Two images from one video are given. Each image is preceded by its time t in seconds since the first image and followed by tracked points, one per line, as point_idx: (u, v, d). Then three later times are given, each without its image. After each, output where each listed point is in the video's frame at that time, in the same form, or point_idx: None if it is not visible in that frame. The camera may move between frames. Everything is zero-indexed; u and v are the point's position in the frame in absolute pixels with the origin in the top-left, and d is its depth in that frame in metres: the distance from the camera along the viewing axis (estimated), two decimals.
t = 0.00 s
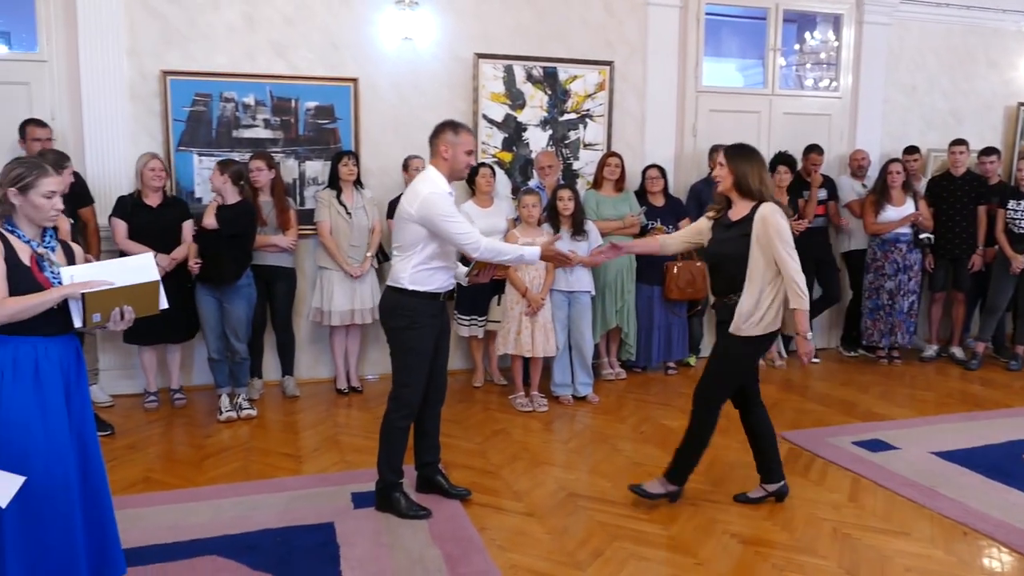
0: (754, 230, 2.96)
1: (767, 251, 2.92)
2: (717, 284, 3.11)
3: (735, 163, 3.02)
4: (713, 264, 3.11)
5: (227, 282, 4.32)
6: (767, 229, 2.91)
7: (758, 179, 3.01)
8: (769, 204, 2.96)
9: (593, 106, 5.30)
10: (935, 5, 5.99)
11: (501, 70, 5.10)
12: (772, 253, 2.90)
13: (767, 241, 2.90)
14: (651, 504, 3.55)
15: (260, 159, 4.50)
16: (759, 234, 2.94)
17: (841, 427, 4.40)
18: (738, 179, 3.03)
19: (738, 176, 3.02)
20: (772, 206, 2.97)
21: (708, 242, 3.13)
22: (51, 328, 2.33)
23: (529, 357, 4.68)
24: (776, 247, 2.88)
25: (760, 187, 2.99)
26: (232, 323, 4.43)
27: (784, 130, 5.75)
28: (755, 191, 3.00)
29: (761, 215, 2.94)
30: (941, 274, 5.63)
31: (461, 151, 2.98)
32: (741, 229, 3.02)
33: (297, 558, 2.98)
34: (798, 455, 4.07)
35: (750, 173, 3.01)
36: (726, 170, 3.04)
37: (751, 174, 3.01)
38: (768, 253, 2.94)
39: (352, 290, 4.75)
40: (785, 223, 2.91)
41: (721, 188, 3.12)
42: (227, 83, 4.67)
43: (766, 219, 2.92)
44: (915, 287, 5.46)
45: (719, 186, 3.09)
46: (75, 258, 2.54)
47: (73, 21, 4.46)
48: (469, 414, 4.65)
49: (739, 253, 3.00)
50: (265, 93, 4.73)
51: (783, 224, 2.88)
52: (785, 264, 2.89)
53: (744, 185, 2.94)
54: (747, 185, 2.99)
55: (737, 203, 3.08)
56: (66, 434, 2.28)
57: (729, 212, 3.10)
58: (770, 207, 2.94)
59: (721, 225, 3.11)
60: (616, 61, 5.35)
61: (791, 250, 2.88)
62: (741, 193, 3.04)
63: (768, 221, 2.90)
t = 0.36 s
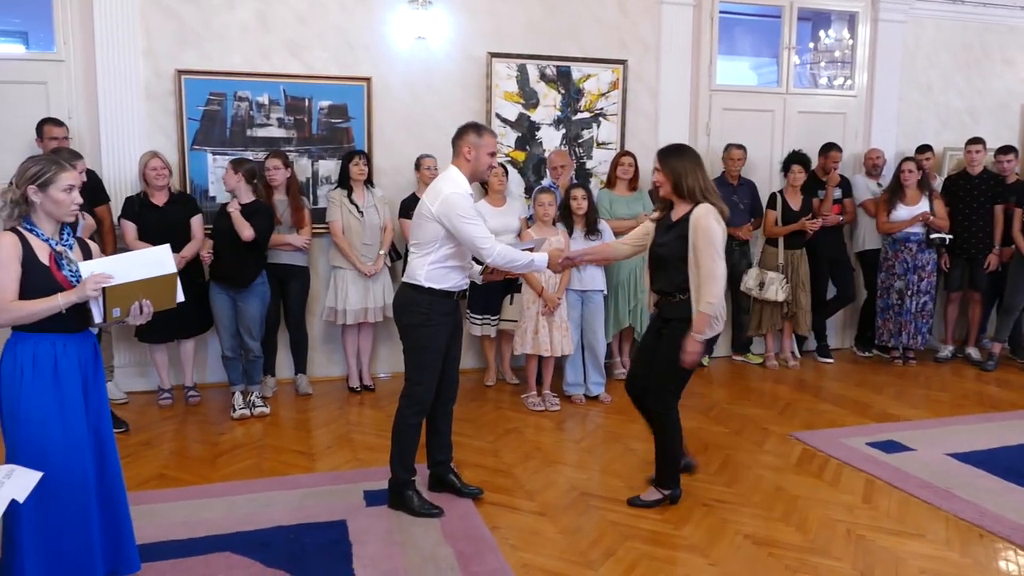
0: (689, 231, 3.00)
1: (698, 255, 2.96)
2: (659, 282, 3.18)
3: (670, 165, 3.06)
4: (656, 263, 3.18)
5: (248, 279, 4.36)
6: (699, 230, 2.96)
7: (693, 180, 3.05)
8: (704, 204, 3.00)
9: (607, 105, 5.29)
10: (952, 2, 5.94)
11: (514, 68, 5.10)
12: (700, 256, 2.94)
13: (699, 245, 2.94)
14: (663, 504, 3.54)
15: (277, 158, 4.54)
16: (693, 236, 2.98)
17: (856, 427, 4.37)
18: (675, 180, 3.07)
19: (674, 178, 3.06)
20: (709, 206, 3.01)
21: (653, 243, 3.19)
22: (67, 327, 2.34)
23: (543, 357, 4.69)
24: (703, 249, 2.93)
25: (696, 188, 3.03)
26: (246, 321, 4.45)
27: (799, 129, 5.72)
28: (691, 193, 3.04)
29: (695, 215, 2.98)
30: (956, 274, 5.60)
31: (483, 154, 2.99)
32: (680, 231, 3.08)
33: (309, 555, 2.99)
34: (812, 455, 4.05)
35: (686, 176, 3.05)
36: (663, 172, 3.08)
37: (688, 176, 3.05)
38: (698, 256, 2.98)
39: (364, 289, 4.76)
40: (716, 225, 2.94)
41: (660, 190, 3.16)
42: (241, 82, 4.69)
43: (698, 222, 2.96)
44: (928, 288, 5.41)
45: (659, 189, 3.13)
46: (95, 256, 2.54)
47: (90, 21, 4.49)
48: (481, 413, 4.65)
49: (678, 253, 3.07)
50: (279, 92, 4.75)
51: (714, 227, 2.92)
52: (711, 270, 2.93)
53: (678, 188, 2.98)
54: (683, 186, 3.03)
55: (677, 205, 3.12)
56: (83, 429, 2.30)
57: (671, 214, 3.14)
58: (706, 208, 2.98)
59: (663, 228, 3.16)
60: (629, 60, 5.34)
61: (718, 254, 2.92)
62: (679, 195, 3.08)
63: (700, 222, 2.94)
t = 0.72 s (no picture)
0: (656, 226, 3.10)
1: (663, 252, 3.05)
2: (623, 280, 3.26)
3: (637, 164, 3.14)
4: (621, 259, 3.26)
5: (270, 278, 4.40)
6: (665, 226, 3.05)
7: (660, 177, 3.14)
8: (672, 200, 3.10)
9: (624, 105, 5.28)
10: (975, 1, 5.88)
11: (532, 68, 5.10)
12: (665, 252, 3.04)
13: (665, 242, 3.03)
14: (681, 505, 3.52)
15: (299, 158, 4.55)
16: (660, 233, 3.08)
17: (876, 430, 4.34)
18: (642, 178, 3.16)
19: (641, 176, 3.14)
20: (675, 203, 3.11)
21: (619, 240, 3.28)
22: (87, 326, 2.36)
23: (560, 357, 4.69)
24: (670, 246, 3.03)
25: (662, 185, 3.13)
26: (266, 320, 4.48)
27: (819, 129, 5.68)
28: (658, 190, 3.13)
29: (663, 211, 3.08)
30: (978, 275, 5.54)
31: (503, 155, 2.99)
32: (648, 227, 3.17)
33: (328, 554, 3.00)
34: (831, 458, 4.02)
35: (652, 173, 3.13)
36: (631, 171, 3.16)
37: (654, 173, 3.13)
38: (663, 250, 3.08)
39: (382, 289, 4.77)
40: (682, 221, 3.06)
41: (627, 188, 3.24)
42: (260, 82, 4.71)
43: (665, 218, 3.05)
44: (949, 291, 5.32)
45: (626, 187, 3.21)
46: (112, 254, 2.56)
47: (110, 21, 4.53)
48: (498, 413, 4.65)
49: (646, 250, 3.15)
50: (297, 92, 4.77)
51: (680, 225, 3.02)
52: (674, 267, 3.02)
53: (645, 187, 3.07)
54: (652, 184, 3.12)
55: (643, 202, 3.21)
56: (106, 426, 2.32)
57: (638, 211, 3.23)
58: (672, 205, 3.07)
59: (629, 225, 3.24)
60: (648, 59, 5.32)
61: (682, 252, 3.01)
62: (646, 193, 3.17)
63: (666, 217, 3.04)
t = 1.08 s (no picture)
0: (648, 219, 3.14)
1: (655, 244, 3.10)
2: (612, 271, 3.29)
3: (629, 156, 3.16)
4: (609, 251, 3.30)
5: (285, 276, 4.41)
6: (657, 219, 3.09)
7: (650, 169, 3.17)
8: (662, 193, 3.14)
9: (637, 103, 5.26)
10: None
11: (544, 66, 5.08)
12: (657, 244, 3.08)
13: (658, 234, 3.08)
14: (693, 505, 3.51)
15: (314, 155, 4.56)
16: (651, 225, 3.11)
17: (890, 431, 4.31)
18: (633, 171, 3.18)
19: (632, 169, 3.16)
20: (665, 196, 3.15)
21: (607, 232, 3.31)
22: (102, 323, 2.37)
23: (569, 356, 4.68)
24: (662, 238, 3.07)
25: (652, 178, 3.17)
26: (280, 318, 4.49)
27: (833, 128, 5.64)
28: (647, 182, 3.17)
29: (654, 204, 3.12)
30: (994, 276, 5.50)
31: (513, 153, 2.98)
32: (638, 219, 3.20)
33: (340, 552, 3.01)
34: (845, 459, 4.00)
35: (641, 166, 3.16)
36: (622, 163, 3.18)
37: (643, 166, 3.17)
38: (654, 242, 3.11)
39: (394, 287, 4.77)
40: (674, 215, 3.10)
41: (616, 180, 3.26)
42: (273, 80, 4.72)
43: (657, 211, 3.10)
44: (963, 292, 5.31)
45: (617, 179, 3.23)
46: (126, 251, 2.57)
47: (124, 20, 4.54)
48: (509, 412, 4.65)
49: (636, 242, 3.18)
50: (310, 90, 4.78)
51: (672, 216, 3.07)
52: (666, 258, 3.07)
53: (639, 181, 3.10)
54: (643, 176, 3.16)
55: (632, 195, 3.24)
56: (122, 423, 2.34)
57: (626, 204, 3.26)
58: (661, 198, 3.12)
59: (618, 217, 3.28)
60: (661, 57, 5.30)
61: (675, 242, 3.06)
62: (636, 185, 3.20)
63: (658, 210, 3.09)
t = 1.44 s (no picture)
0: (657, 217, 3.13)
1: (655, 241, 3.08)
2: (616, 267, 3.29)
3: (643, 155, 3.16)
4: (615, 248, 3.30)
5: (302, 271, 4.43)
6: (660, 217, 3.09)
7: (663, 169, 3.17)
8: (674, 193, 3.14)
9: (653, 100, 5.25)
10: None
11: (560, 62, 5.07)
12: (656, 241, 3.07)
13: (659, 230, 3.07)
14: (708, 504, 3.50)
15: (330, 152, 4.59)
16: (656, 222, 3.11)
17: (906, 430, 4.28)
18: (646, 170, 3.18)
19: (646, 167, 3.16)
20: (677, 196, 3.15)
21: (615, 229, 3.31)
22: (122, 317, 2.38)
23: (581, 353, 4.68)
24: (661, 234, 3.06)
25: (666, 177, 3.16)
26: (297, 314, 4.51)
27: (850, 125, 5.60)
28: (660, 181, 3.16)
29: (664, 203, 3.11)
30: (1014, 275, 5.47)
31: (527, 151, 2.97)
32: (647, 217, 3.20)
33: (353, 546, 3.02)
34: (860, 458, 3.97)
35: (656, 164, 3.15)
36: (636, 161, 3.17)
37: (658, 165, 3.16)
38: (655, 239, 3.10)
39: (407, 283, 4.78)
40: (681, 215, 3.10)
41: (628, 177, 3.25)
42: (289, 76, 4.73)
43: (665, 209, 3.10)
44: (983, 290, 5.29)
45: (629, 177, 3.22)
46: (143, 245, 2.58)
47: (143, 16, 4.57)
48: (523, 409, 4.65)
49: (640, 239, 3.18)
50: (326, 87, 4.79)
51: (678, 217, 3.06)
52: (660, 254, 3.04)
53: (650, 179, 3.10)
54: (657, 175, 3.15)
55: (643, 193, 3.24)
56: (140, 417, 2.35)
57: (637, 202, 3.26)
58: (671, 199, 3.11)
59: (628, 214, 3.28)
60: (677, 54, 5.28)
61: (674, 241, 3.05)
62: (648, 184, 3.19)
63: (666, 209, 3.09)
